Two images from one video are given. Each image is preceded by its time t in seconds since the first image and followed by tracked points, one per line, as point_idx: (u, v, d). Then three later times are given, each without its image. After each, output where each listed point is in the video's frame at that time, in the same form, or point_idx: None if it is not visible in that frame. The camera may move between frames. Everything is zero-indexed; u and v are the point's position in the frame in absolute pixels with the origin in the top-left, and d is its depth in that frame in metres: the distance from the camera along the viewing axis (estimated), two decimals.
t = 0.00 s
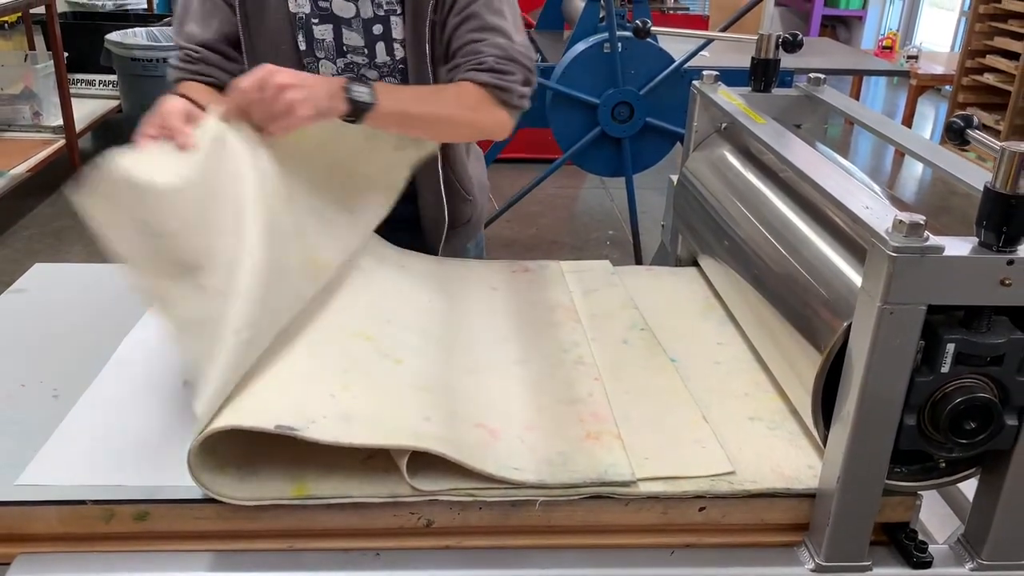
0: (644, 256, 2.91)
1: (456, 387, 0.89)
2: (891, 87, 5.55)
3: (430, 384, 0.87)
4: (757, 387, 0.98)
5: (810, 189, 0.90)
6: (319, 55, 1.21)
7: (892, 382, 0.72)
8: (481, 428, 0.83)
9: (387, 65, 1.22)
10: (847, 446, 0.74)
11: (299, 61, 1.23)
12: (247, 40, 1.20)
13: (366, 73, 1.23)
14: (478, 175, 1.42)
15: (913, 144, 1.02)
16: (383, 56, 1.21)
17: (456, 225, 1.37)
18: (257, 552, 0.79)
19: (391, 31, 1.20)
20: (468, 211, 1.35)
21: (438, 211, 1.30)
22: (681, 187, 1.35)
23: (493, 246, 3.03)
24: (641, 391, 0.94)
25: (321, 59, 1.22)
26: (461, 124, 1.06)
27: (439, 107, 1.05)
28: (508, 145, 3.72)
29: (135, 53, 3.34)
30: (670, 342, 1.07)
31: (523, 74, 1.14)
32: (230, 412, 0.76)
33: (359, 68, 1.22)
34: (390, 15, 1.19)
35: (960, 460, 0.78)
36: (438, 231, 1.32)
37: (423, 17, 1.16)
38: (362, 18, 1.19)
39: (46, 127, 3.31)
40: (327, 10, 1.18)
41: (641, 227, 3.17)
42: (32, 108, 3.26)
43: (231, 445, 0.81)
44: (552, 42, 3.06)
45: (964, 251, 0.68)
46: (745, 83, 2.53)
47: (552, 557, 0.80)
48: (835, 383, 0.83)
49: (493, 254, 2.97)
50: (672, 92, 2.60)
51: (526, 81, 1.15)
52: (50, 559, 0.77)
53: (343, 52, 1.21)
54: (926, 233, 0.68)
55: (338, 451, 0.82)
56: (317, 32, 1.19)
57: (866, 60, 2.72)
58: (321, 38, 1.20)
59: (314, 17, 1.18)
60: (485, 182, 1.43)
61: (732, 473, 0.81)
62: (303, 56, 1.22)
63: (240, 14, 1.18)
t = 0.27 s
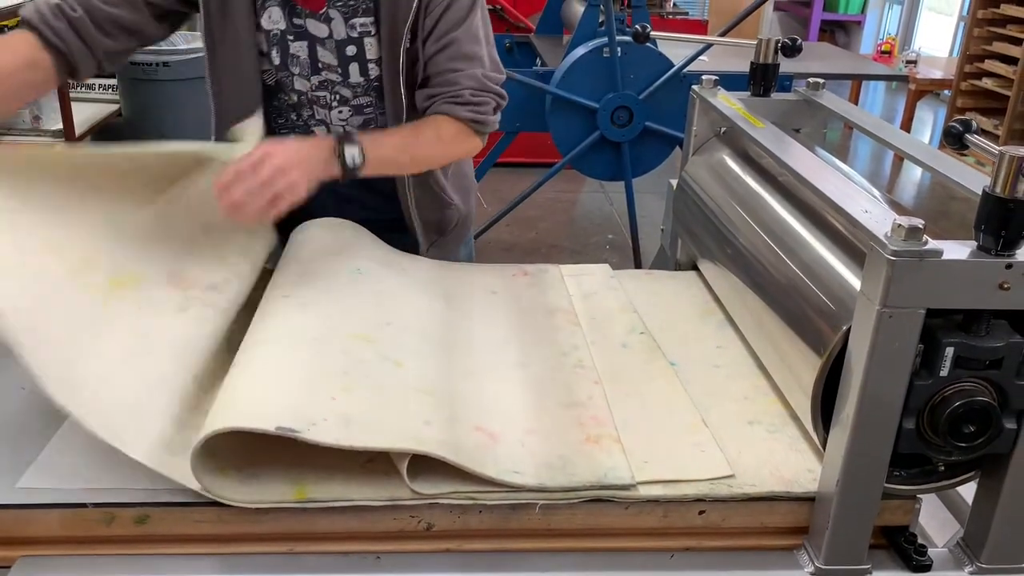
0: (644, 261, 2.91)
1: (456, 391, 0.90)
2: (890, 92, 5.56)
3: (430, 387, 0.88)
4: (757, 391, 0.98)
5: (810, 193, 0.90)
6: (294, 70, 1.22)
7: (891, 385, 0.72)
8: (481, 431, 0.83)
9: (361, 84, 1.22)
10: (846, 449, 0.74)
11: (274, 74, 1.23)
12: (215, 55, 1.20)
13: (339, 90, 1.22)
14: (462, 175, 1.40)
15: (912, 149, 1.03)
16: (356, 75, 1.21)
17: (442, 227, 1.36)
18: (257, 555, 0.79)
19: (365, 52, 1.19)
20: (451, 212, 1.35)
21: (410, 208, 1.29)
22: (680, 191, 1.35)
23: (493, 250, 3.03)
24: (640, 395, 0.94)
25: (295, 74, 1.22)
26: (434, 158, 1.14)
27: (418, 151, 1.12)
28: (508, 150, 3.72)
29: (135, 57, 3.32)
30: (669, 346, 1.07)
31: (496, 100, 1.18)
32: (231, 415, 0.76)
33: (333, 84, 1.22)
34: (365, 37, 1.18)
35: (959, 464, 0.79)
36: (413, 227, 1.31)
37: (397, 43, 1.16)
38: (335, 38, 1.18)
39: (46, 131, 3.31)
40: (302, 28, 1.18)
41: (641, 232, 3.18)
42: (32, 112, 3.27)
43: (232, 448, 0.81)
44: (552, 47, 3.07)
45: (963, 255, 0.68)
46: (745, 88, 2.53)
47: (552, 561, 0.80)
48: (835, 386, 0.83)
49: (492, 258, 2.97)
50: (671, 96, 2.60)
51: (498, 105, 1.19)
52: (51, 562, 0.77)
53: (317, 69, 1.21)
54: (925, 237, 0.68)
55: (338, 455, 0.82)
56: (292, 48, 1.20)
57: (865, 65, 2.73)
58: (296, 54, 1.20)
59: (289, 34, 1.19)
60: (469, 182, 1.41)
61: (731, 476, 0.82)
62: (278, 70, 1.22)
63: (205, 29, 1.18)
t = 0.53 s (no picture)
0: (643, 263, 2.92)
1: (456, 394, 0.90)
2: (889, 95, 5.57)
3: (430, 389, 0.88)
4: (756, 393, 0.98)
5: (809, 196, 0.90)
6: (269, 92, 1.18)
7: (890, 387, 0.72)
8: (481, 433, 0.84)
9: (339, 98, 1.19)
10: (845, 451, 0.75)
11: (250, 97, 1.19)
12: (184, 90, 1.14)
13: (318, 106, 1.20)
14: (451, 177, 1.40)
15: (911, 152, 1.03)
16: (333, 89, 1.18)
17: (427, 230, 1.38)
18: (258, 556, 0.79)
19: (340, 66, 1.16)
20: (434, 217, 1.35)
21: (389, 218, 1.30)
22: (680, 194, 1.35)
23: (492, 253, 3.03)
24: (640, 397, 0.94)
25: (273, 96, 1.18)
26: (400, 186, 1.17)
27: (378, 188, 1.16)
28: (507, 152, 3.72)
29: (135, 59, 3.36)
30: (669, 348, 1.07)
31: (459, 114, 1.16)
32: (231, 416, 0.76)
33: (312, 101, 1.20)
34: (339, 51, 1.14)
35: (958, 465, 0.79)
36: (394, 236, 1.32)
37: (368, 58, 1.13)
38: (309, 55, 1.14)
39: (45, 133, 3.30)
40: (275, 48, 1.14)
41: (640, 234, 3.18)
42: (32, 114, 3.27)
43: (234, 450, 0.82)
44: (552, 50, 3.07)
45: (962, 257, 0.68)
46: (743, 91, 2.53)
47: (552, 562, 0.80)
48: (835, 387, 0.83)
49: (491, 261, 2.97)
50: (670, 99, 2.61)
51: (463, 119, 1.18)
52: (51, 563, 0.77)
53: (295, 87, 1.18)
54: (924, 239, 0.68)
55: (339, 457, 0.82)
56: (267, 70, 1.15)
57: (864, 68, 2.73)
58: (272, 75, 1.16)
59: (261, 56, 1.14)
60: (459, 185, 1.41)
61: (731, 478, 0.82)
62: (254, 93, 1.18)
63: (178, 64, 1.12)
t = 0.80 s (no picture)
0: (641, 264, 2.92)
1: (456, 394, 0.90)
2: (887, 96, 5.58)
3: (430, 390, 0.88)
4: (756, 393, 0.98)
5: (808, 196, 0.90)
6: (257, 100, 1.17)
7: (889, 388, 0.72)
8: (481, 433, 0.84)
9: (327, 104, 1.18)
10: (844, 451, 0.75)
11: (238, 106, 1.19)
12: (169, 102, 1.15)
13: (306, 113, 1.19)
14: (441, 179, 1.40)
15: (909, 153, 1.03)
16: (321, 95, 1.17)
17: (419, 233, 1.38)
18: (258, 556, 0.79)
19: (328, 72, 1.15)
20: (426, 220, 1.35)
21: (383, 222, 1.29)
22: (679, 195, 1.35)
23: (491, 254, 3.03)
24: (639, 398, 0.94)
25: (260, 104, 1.18)
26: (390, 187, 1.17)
27: (368, 193, 1.16)
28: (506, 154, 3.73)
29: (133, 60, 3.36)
30: (668, 349, 1.07)
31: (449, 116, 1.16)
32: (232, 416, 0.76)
33: (299, 109, 1.18)
34: (325, 57, 1.13)
35: (957, 466, 0.79)
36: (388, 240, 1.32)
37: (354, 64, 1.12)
38: (295, 62, 1.13)
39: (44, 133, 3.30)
40: (259, 57, 1.13)
41: (638, 235, 3.18)
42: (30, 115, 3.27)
43: (233, 450, 0.82)
44: (551, 51, 3.07)
45: (961, 258, 0.69)
46: (742, 92, 2.54)
47: (552, 562, 0.80)
48: (834, 387, 0.83)
49: (490, 262, 2.97)
50: (669, 101, 2.61)
51: (454, 122, 1.17)
52: (51, 564, 0.77)
53: (281, 96, 1.17)
54: (923, 239, 0.69)
55: (339, 457, 0.82)
56: (253, 78, 1.15)
57: (862, 69, 2.74)
58: (259, 84, 1.15)
59: (247, 65, 1.14)
60: (449, 187, 1.41)
61: (730, 478, 0.82)
62: (242, 102, 1.18)
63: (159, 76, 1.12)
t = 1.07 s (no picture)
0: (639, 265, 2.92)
1: (454, 394, 0.90)
2: (884, 96, 5.59)
3: (428, 391, 0.88)
4: (754, 393, 0.98)
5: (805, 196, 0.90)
6: (256, 98, 1.17)
7: (888, 387, 0.72)
8: (479, 433, 0.84)
9: (327, 102, 1.18)
10: (842, 450, 0.75)
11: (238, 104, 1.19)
12: (168, 95, 1.15)
13: (305, 111, 1.19)
14: (440, 180, 1.41)
15: (907, 152, 1.03)
16: (320, 94, 1.17)
17: (416, 235, 1.38)
18: (255, 558, 0.79)
19: (327, 70, 1.15)
20: (424, 221, 1.35)
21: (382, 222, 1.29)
22: (676, 195, 1.35)
23: (489, 254, 3.03)
24: (638, 398, 0.94)
25: (260, 101, 1.18)
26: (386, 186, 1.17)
27: (363, 193, 1.16)
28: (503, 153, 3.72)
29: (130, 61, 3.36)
30: (666, 349, 1.07)
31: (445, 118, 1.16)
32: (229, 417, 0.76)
33: (298, 106, 1.18)
34: (325, 55, 1.13)
35: (955, 465, 0.79)
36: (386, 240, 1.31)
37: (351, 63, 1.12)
38: (294, 59, 1.13)
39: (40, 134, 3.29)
40: (259, 53, 1.13)
41: (636, 236, 3.18)
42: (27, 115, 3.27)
43: (231, 450, 0.81)
44: (548, 51, 3.07)
45: (960, 257, 0.69)
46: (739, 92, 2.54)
47: (550, 563, 0.80)
48: (832, 387, 0.83)
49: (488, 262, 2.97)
50: (666, 101, 2.61)
51: (449, 124, 1.17)
52: (48, 565, 0.77)
53: (281, 93, 1.16)
54: (921, 239, 0.69)
55: (337, 457, 0.82)
56: (252, 74, 1.15)
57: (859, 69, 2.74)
58: (258, 80, 1.15)
59: (246, 61, 1.14)
60: (448, 188, 1.42)
61: (728, 478, 0.82)
62: (241, 99, 1.18)
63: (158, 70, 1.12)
